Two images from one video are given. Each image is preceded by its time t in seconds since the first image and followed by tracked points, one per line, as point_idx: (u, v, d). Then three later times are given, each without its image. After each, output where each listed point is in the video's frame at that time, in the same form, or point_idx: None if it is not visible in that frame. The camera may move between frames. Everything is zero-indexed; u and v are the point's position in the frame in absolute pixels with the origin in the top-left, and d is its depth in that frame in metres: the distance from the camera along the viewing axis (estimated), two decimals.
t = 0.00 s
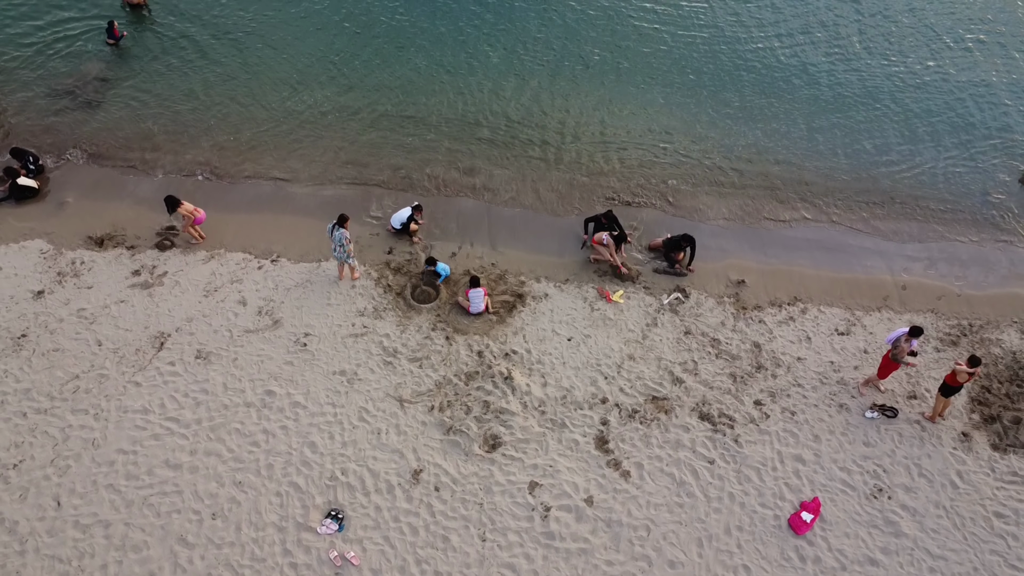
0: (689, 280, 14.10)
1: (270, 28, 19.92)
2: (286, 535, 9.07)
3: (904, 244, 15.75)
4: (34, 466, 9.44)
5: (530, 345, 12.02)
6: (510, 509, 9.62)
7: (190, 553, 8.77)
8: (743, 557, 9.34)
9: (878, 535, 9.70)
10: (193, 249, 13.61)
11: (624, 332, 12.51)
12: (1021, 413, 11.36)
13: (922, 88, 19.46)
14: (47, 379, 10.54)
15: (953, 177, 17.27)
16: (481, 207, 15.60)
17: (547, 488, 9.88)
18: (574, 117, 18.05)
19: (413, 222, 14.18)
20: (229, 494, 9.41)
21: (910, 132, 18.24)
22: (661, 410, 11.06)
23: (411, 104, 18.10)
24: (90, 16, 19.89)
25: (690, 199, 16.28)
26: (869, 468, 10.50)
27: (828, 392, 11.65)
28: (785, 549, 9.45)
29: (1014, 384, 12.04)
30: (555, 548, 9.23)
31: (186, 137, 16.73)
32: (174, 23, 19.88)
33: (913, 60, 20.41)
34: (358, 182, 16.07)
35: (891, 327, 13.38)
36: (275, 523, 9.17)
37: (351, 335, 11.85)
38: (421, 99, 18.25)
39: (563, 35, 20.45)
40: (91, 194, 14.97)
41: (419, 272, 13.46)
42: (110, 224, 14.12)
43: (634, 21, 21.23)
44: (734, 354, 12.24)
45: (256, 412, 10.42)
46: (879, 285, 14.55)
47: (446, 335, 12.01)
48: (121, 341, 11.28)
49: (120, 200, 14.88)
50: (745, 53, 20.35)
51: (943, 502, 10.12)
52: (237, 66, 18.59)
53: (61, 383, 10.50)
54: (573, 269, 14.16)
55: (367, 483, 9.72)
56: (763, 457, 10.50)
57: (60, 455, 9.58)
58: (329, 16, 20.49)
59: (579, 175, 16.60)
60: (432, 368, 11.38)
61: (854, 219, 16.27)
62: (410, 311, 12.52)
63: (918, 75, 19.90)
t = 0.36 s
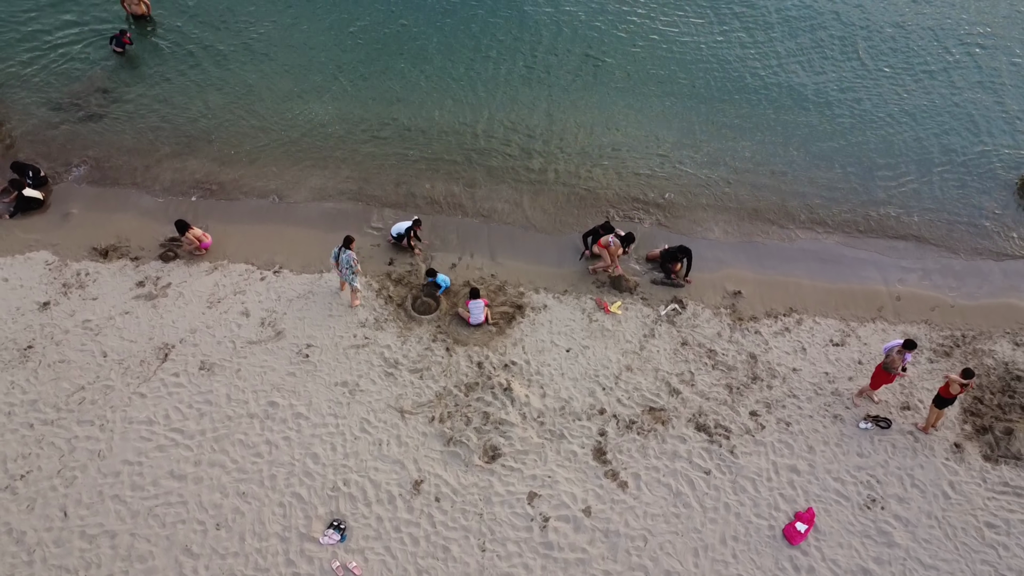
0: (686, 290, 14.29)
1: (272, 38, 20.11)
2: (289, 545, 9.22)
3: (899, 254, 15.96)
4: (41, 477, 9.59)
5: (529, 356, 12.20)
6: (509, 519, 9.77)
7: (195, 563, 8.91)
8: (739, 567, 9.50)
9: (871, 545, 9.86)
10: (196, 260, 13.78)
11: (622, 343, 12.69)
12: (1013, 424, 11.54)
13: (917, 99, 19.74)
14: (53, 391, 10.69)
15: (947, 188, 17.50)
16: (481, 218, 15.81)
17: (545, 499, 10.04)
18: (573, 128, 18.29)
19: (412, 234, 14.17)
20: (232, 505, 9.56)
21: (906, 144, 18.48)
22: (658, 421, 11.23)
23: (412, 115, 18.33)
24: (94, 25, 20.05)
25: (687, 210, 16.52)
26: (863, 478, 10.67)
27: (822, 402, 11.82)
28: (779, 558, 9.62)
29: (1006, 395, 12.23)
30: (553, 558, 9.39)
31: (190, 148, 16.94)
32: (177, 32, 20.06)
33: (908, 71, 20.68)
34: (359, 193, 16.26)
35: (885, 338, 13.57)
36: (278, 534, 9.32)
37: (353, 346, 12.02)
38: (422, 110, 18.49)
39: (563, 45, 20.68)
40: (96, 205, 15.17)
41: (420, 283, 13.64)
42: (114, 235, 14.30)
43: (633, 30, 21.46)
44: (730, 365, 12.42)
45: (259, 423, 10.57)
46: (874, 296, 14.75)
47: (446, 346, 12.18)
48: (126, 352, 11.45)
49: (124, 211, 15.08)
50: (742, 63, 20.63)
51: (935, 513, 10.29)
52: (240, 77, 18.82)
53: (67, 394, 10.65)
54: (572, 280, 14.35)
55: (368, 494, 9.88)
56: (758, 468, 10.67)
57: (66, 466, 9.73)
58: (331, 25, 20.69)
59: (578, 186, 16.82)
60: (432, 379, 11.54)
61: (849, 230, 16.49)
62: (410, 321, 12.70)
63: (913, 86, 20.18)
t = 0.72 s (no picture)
0: (682, 302, 14.50)
1: (275, 49, 20.34)
2: (292, 556, 9.39)
3: (893, 266, 16.19)
4: (48, 489, 9.75)
5: (527, 368, 12.39)
6: (508, 530, 9.95)
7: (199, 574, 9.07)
8: None
9: (863, 556, 10.04)
10: (199, 272, 13.96)
11: (619, 355, 12.89)
12: (1003, 436, 11.74)
13: (910, 112, 20.05)
14: (59, 403, 10.86)
15: (941, 200, 17.76)
16: (480, 231, 16.04)
17: (544, 510, 10.22)
18: (571, 141, 18.56)
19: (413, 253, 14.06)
20: (236, 516, 9.73)
21: (900, 157, 18.76)
22: (654, 433, 11.42)
23: (413, 128, 18.58)
24: (98, 36, 20.28)
25: (684, 222, 16.76)
26: (855, 490, 10.86)
27: (816, 415, 12.02)
28: (773, 570, 9.80)
29: (996, 407, 12.44)
30: (551, 569, 9.56)
31: (194, 161, 17.19)
32: (180, 43, 20.29)
33: (902, 83, 20.98)
34: (360, 205, 16.49)
35: (878, 350, 13.78)
36: (281, 545, 9.49)
37: (354, 359, 12.21)
38: (423, 123, 18.74)
39: (562, 57, 20.96)
40: (101, 218, 15.38)
41: (420, 296, 13.83)
42: (118, 247, 14.49)
43: (632, 42, 21.72)
44: (725, 377, 12.62)
45: (262, 436, 10.75)
46: (868, 308, 14.96)
47: (446, 359, 12.37)
48: (131, 364, 11.62)
49: (128, 224, 15.29)
50: (739, 75, 20.91)
51: (926, 524, 10.49)
52: (243, 90, 19.08)
53: (73, 407, 10.82)
54: (570, 292, 14.55)
55: (369, 506, 10.05)
56: (753, 479, 10.86)
57: (72, 478, 9.90)
58: (333, 36, 20.92)
59: (576, 199, 17.07)
60: (432, 391, 11.73)
61: (844, 242, 16.72)
62: (411, 334, 12.90)
63: (907, 98, 20.48)
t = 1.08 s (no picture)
0: (678, 316, 14.77)
1: (279, 64, 20.69)
2: (296, 569, 9.60)
3: (885, 280, 16.49)
4: (57, 502, 9.97)
5: (526, 382, 12.65)
6: (507, 543, 10.17)
7: None
8: None
9: (854, 568, 10.28)
10: (204, 286, 14.23)
11: (616, 368, 13.16)
12: (992, 449, 12.00)
13: (903, 127, 20.44)
14: (68, 417, 11.10)
15: (933, 214, 18.09)
16: (480, 245, 16.35)
17: (542, 523, 10.45)
18: (570, 155, 18.88)
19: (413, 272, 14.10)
20: (242, 529, 9.95)
21: (893, 171, 19.13)
22: (651, 446, 11.68)
23: (414, 142, 18.91)
24: (105, 51, 20.62)
25: (680, 236, 17.07)
26: (847, 503, 11.10)
27: (809, 428, 12.27)
28: None
29: (986, 420, 12.71)
30: None
31: (199, 176, 17.49)
32: (186, 58, 20.64)
33: (895, 98, 21.38)
34: (362, 219, 16.79)
35: (870, 363, 14.05)
36: (286, 557, 9.71)
37: (356, 373, 12.46)
38: (424, 137, 19.07)
39: (562, 72, 21.33)
40: (108, 233, 15.67)
41: (421, 310, 14.11)
42: (125, 262, 14.76)
43: (630, 56, 22.10)
44: (721, 391, 12.87)
45: (266, 449, 10.98)
46: (861, 321, 15.25)
47: (447, 372, 12.62)
48: (138, 379, 11.86)
49: (135, 239, 15.58)
50: (736, 89, 21.29)
51: (916, 536, 10.74)
52: (247, 105, 19.41)
53: (82, 421, 11.06)
54: (568, 305, 14.82)
55: (372, 518, 10.28)
56: (747, 492, 11.11)
57: (81, 491, 10.12)
58: (336, 51, 21.28)
59: (575, 213, 17.38)
60: (433, 405, 11.97)
61: (838, 255, 17.01)
62: (412, 347, 13.15)
63: (899, 113, 20.88)
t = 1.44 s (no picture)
0: (674, 328, 15.03)
1: (282, 77, 21.04)
2: None
3: (878, 292, 16.78)
4: (66, 514, 10.19)
5: (524, 394, 12.89)
6: (505, 553, 10.40)
7: None
8: None
9: None
10: (208, 299, 14.48)
11: (613, 381, 13.40)
12: (980, 461, 12.25)
13: (895, 140, 20.82)
14: (75, 430, 11.32)
15: (925, 226, 18.39)
16: (479, 258, 16.63)
17: (540, 534, 10.68)
18: (569, 168, 19.20)
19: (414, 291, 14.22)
20: (246, 540, 10.18)
21: (886, 184, 19.48)
22: (646, 458, 11.91)
23: (415, 155, 19.22)
24: (110, 65, 20.96)
25: (676, 248, 17.36)
26: (838, 514, 11.35)
27: (801, 440, 12.52)
28: None
29: (975, 432, 12.96)
30: None
31: (202, 189, 17.78)
32: (190, 72, 20.96)
33: (887, 112, 21.78)
34: (363, 231, 17.07)
35: (862, 376, 14.31)
36: (289, 568, 9.93)
37: (357, 385, 12.69)
38: (425, 150, 19.39)
39: (562, 85, 21.67)
40: (113, 246, 15.94)
41: (421, 322, 14.35)
42: (130, 275, 15.02)
43: (628, 69, 22.45)
44: (715, 403, 13.12)
45: (270, 461, 11.21)
46: (853, 333, 15.53)
47: (446, 385, 12.86)
48: (143, 391, 12.09)
49: (140, 252, 15.85)
50: (733, 102, 21.64)
51: (905, 547, 10.98)
52: (251, 118, 19.74)
53: (89, 433, 11.29)
54: (566, 318, 15.08)
55: (373, 529, 10.51)
56: (740, 504, 11.35)
57: (89, 503, 10.34)
58: (338, 64, 21.63)
59: (572, 225, 17.67)
60: (433, 417, 12.21)
61: (831, 267, 17.29)
62: (412, 360, 13.40)
63: (892, 126, 21.25)
